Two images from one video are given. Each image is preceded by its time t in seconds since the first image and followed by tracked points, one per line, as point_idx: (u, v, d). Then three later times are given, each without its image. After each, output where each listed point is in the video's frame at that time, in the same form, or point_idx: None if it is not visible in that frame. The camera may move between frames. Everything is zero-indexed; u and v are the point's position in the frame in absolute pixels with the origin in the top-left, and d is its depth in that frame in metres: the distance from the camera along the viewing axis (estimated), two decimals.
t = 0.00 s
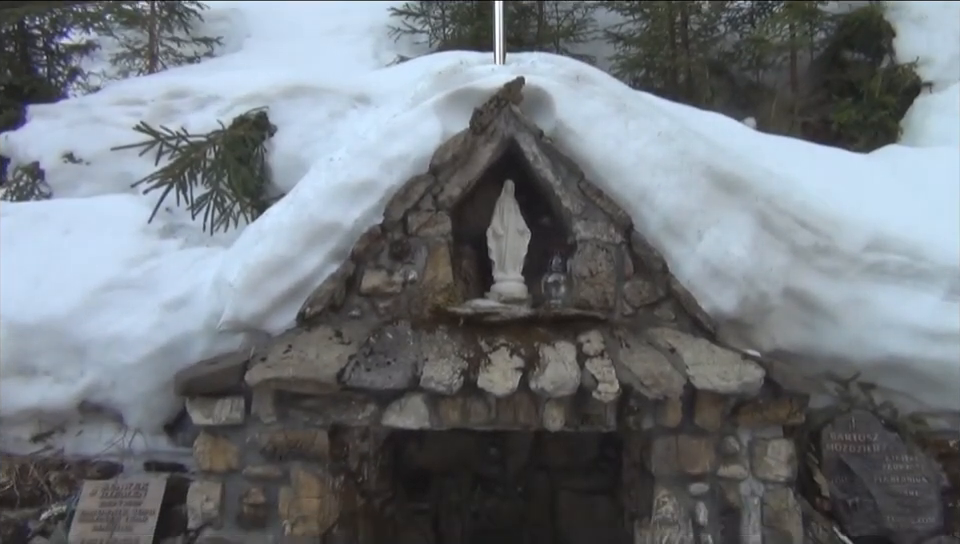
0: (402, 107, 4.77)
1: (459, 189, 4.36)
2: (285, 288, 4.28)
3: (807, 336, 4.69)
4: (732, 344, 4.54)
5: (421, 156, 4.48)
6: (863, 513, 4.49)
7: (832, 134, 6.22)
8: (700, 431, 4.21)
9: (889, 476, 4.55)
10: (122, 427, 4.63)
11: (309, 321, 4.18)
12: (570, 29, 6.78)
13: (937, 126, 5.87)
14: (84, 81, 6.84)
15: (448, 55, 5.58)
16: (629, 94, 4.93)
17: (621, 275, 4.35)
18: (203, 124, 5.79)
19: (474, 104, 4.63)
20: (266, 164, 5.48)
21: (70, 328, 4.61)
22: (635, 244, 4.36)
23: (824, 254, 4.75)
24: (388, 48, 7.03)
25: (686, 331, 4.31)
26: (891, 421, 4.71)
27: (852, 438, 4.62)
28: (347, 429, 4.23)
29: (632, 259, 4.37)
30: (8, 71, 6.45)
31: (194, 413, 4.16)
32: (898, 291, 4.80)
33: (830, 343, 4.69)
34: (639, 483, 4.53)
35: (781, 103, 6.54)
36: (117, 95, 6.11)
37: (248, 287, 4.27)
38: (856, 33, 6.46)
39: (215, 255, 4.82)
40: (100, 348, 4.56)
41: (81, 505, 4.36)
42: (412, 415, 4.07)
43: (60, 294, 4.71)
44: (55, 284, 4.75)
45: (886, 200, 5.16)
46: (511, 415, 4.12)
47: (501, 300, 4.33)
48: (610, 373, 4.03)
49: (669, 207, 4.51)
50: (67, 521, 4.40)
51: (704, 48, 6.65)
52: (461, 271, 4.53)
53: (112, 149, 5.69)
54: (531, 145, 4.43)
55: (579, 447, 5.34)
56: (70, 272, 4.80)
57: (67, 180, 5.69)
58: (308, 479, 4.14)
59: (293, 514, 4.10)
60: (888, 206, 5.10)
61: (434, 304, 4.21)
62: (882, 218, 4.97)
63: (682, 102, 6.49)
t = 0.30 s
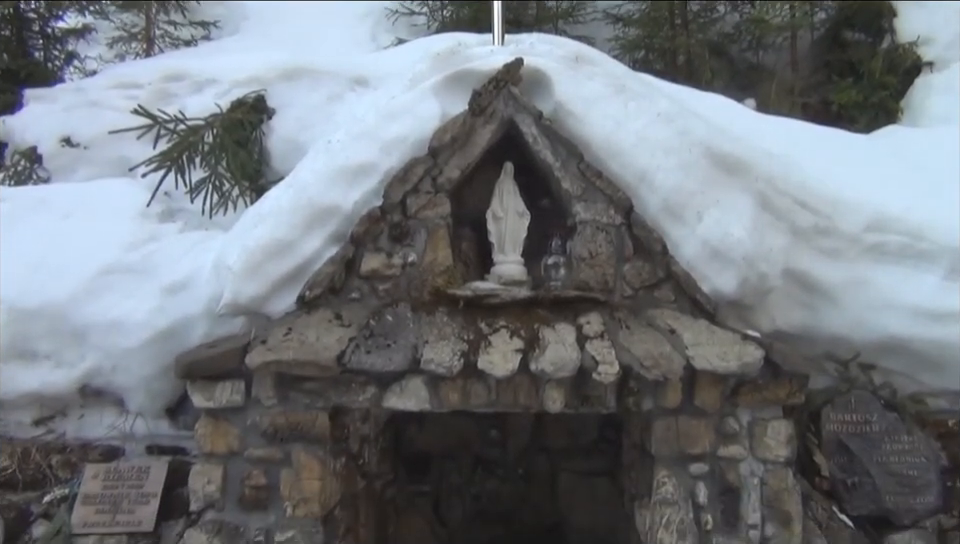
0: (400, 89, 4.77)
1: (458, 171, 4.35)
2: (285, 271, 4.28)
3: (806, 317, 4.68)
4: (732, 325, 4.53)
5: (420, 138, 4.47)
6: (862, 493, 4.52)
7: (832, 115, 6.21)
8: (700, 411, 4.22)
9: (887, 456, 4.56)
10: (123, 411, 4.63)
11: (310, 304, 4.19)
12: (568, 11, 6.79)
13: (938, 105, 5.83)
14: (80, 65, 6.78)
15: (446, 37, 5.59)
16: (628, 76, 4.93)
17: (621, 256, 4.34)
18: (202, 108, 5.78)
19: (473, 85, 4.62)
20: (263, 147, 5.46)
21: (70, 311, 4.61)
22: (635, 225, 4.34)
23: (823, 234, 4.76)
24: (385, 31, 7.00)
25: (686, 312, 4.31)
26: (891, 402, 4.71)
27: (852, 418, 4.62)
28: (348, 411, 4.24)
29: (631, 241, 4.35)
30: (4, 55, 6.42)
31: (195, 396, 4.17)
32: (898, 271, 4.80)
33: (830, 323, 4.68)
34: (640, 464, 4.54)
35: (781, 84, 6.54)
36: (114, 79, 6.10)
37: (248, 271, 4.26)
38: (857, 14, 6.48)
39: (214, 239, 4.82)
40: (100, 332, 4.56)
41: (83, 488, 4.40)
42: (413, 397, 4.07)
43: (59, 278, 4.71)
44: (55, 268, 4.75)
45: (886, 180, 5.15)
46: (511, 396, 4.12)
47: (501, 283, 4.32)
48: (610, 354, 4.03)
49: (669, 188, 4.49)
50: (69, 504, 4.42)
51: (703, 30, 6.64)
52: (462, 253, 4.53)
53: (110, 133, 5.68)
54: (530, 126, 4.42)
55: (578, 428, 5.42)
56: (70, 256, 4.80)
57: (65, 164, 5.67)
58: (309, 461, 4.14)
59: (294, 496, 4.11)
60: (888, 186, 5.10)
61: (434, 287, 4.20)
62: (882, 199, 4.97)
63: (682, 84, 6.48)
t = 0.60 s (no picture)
0: (399, 74, 4.76)
1: (457, 155, 4.35)
2: (285, 257, 4.27)
3: (805, 303, 4.67)
4: (732, 310, 4.53)
5: (419, 123, 4.46)
6: (859, 477, 4.53)
7: (832, 100, 6.19)
8: (698, 396, 4.23)
9: (885, 440, 4.57)
10: (123, 396, 4.64)
11: (308, 289, 4.17)
12: None
13: (939, 89, 5.83)
14: (77, 50, 6.80)
15: (445, 21, 5.55)
16: (628, 61, 4.94)
17: (621, 241, 4.34)
18: (199, 92, 5.78)
19: (473, 69, 4.61)
20: (262, 133, 5.45)
21: (70, 297, 4.61)
22: (634, 210, 4.34)
23: (822, 219, 4.76)
24: (384, 17, 6.98)
25: (685, 297, 4.30)
26: (890, 385, 4.71)
27: (851, 402, 4.62)
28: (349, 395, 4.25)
29: (631, 225, 4.35)
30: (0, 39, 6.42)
31: (195, 381, 4.18)
32: (897, 255, 4.81)
33: (829, 307, 4.68)
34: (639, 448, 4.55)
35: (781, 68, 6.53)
36: (111, 63, 6.09)
37: (248, 256, 4.25)
38: None
39: (213, 224, 4.82)
40: (99, 318, 4.56)
41: (83, 474, 4.43)
42: (412, 381, 4.09)
43: (58, 263, 4.71)
44: (55, 253, 4.76)
45: (885, 164, 5.15)
46: (510, 381, 4.12)
47: (500, 268, 4.32)
48: (609, 338, 4.04)
49: (669, 172, 4.48)
50: (70, 489, 4.44)
51: (703, 15, 6.62)
52: (461, 239, 4.55)
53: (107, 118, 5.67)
54: (529, 111, 4.42)
55: (578, 412, 5.46)
56: (69, 242, 4.80)
57: (63, 150, 5.67)
58: (308, 446, 4.15)
59: (294, 480, 4.12)
60: (887, 171, 5.09)
61: (434, 271, 4.20)
62: (881, 183, 4.97)
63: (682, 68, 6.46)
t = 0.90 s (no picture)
0: (397, 58, 4.76)
1: (455, 139, 4.35)
2: (283, 241, 4.25)
3: (803, 287, 4.64)
4: (730, 294, 4.46)
5: (417, 106, 4.45)
6: (858, 460, 4.56)
7: (832, 83, 6.19)
8: (697, 379, 4.23)
9: (883, 423, 4.58)
10: (123, 381, 4.64)
11: (307, 273, 4.16)
12: None
13: (938, 71, 5.81)
14: (74, 35, 6.70)
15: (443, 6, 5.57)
16: (627, 44, 4.94)
17: (619, 225, 4.34)
18: (197, 77, 5.75)
19: (470, 52, 4.61)
20: (260, 116, 5.43)
21: (68, 282, 4.61)
22: (634, 193, 4.33)
23: (821, 203, 4.76)
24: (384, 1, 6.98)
25: (684, 281, 4.28)
26: (888, 369, 4.72)
27: (849, 386, 4.64)
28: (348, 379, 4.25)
29: (630, 209, 4.34)
30: None
31: (194, 365, 4.19)
32: (896, 238, 4.80)
33: (828, 290, 4.65)
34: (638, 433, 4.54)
35: (781, 52, 6.52)
36: (108, 48, 6.08)
37: (246, 240, 4.23)
38: None
39: (211, 209, 4.82)
40: (97, 303, 4.56)
41: (83, 458, 4.45)
42: (411, 365, 4.09)
43: (56, 249, 4.70)
44: (53, 239, 4.75)
45: (884, 147, 5.14)
46: (509, 364, 4.12)
47: (499, 252, 4.32)
48: (608, 322, 4.05)
49: (669, 156, 4.47)
50: (70, 473, 4.48)
51: None
52: (460, 223, 4.54)
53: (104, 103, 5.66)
54: (528, 94, 4.42)
55: (578, 396, 5.46)
56: (67, 227, 4.79)
57: (60, 135, 5.66)
58: (308, 430, 4.15)
59: (294, 464, 4.12)
60: (887, 154, 5.08)
61: (432, 255, 4.21)
62: (881, 166, 4.96)
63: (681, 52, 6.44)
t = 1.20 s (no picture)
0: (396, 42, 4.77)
1: (455, 122, 4.33)
2: (282, 225, 4.24)
3: (804, 270, 4.62)
4: (731, 277, 4.46)
5: (417, 90, 4.45)
6: (858, 442, 4.55)
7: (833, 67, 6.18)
8: (696, 362, 4.24)
9: (883, 405, 4.58)
10: (123, 365, 4.65)
11: (307, 257, 4.16)
12: None
13: (938, 54, 5.80)
14: (71, 18, 6.78)
15: None
16: (630, 29, 4.96)
17: (620, 208, 4.33)
18: (195, 61, 5.73)
19: (470, 34, 4.61)
20: (259, 100, 5.42)
21: (68, 267, 4.61)
22: (634, 176, 4.32)
23: (822, 185, 4.75)
24: None
25: (684, 265, 4.28)
26: (888, 351, 4.71)
27: (849, 369, 4.63)
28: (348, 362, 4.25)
29: (631, 192, 4.34)
30: None
31: (194, 348, 4.18)
32: (897, 222, 4.79)
33: (829, 273, 4.63)
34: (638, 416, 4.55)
35: (783, 35, 6.50)
36: (106, 32, 6.07)
37: (246, 224, 4.22)
38: None
39: (210, 192, 4.82)
40: (97, 287, 4.56)
41: (86, 442, 4.44)
42: (411, 346, 4.08)
43: (56, 233, 4.71)
44: (53, 223, 4.75)
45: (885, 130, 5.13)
46: (510, 347, 4.12)
47: (500, 235, 4.31)
48: (609, 305, 4.04)
49: (669, 139, 4.46)
50: (71, 457, 4.46)
51: None
52: (460, 206, 4.53)
53: (103, 86, 5.65)
54: (529, 76, 4.41)
55: (577, 379, 5.51)
56: (67, 212, 4.79)
57: (58, 119, 5.65)
58: (308, 412, 4.16)
59: (295, 446, 4.14)
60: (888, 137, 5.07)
61: (432, 239, 4.21)
62: (882, 150, 4.95)
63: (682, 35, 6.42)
